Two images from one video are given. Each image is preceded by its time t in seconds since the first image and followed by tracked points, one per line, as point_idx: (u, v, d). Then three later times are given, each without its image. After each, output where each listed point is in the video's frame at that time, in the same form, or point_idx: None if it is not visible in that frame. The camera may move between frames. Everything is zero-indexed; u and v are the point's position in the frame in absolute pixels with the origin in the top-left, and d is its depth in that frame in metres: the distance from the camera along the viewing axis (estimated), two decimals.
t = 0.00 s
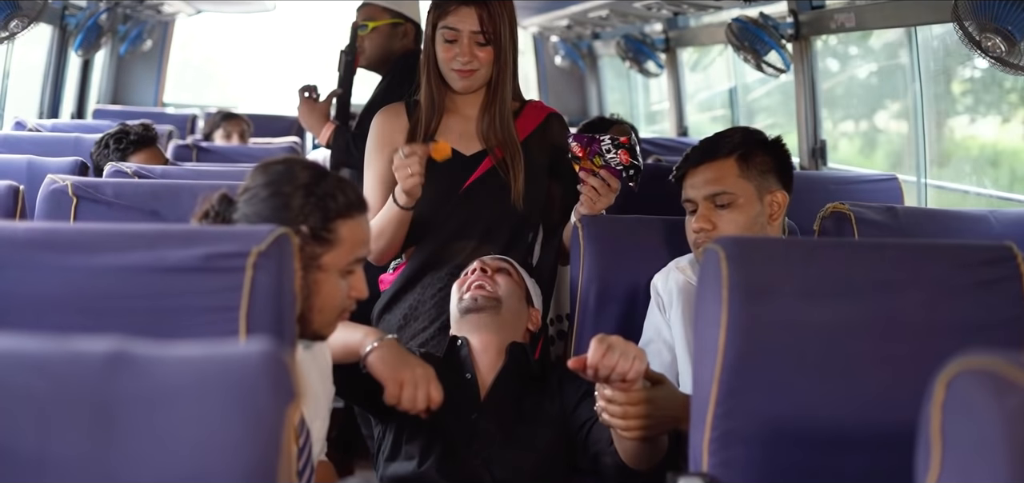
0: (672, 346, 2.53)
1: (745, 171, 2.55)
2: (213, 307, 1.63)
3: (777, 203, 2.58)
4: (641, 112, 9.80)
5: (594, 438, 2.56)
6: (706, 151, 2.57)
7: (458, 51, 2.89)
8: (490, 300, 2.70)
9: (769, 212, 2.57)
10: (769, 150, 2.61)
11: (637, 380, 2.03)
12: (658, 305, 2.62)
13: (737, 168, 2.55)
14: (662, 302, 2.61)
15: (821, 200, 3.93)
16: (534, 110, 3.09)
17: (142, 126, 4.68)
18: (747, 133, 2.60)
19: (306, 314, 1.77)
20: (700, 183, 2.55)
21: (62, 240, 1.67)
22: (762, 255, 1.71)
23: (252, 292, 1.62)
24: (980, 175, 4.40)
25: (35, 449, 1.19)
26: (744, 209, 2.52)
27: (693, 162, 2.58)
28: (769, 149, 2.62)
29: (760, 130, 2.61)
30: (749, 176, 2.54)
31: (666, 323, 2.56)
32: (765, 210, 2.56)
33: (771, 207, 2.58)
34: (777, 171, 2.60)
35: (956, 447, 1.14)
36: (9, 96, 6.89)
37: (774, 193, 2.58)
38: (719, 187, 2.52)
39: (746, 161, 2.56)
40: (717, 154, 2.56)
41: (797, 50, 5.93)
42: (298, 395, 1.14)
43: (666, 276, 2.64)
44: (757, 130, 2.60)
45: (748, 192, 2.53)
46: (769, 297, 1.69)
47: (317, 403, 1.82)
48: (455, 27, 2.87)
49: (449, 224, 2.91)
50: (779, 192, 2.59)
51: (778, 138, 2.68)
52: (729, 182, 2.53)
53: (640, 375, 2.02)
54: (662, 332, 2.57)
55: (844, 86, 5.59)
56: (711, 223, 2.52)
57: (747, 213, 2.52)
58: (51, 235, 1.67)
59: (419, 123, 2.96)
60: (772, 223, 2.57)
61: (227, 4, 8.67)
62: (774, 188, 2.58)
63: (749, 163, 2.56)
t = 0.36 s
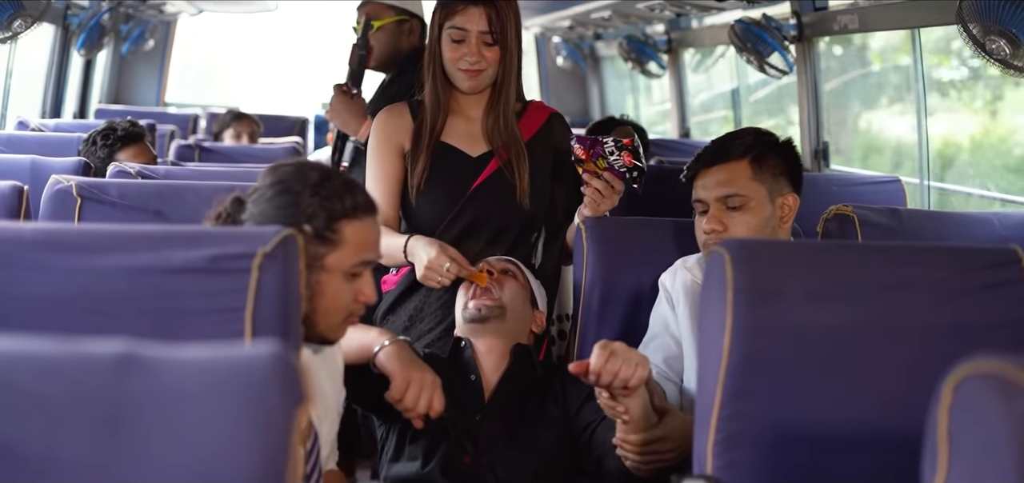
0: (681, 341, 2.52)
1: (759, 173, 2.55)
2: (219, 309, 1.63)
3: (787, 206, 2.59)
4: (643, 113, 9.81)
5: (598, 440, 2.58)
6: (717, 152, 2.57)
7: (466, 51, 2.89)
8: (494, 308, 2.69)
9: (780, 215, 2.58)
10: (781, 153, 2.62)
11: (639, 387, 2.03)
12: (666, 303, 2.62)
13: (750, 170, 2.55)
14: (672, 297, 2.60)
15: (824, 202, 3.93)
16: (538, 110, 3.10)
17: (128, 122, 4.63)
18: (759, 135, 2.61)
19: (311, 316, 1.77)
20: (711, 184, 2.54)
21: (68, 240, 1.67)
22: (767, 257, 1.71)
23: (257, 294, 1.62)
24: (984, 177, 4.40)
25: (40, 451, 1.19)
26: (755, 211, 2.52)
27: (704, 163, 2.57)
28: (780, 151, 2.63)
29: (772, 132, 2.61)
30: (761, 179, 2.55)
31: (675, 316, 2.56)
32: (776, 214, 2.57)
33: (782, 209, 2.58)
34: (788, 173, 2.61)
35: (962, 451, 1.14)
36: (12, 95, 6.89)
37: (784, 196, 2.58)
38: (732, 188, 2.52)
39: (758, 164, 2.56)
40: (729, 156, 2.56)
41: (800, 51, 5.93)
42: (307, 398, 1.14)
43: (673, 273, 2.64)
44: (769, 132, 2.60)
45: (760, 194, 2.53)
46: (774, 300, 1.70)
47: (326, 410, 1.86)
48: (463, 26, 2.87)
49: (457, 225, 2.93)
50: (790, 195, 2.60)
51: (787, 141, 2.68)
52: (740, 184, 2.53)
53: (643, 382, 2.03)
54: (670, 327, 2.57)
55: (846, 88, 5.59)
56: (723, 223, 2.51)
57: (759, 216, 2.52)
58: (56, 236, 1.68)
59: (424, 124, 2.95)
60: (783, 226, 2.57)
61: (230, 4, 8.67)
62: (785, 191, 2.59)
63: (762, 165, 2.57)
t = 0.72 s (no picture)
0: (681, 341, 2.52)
1: (757, 175, 2.54)
2: (216, 307, 1.64)
3: (787, 206, 2.58)
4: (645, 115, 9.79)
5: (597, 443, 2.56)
6: (717, 155, 2.56)
7: (471, 54, 2.87)
8: (494, 309, 2.69)
9: (780, 216, 2.57)
10: (781, 153, 2.60)
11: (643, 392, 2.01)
12: (668, 304, 2.62)
13: (748, 172, 2.54)
14: (673, 298, 2.60)
15: (825, 203, 3.91)
16: (544, 111, 3.10)
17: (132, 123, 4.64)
18: (757, 135, 2.59)
19: (313, 317, 1.75)
20: (711, 186, 2.53)
21: (63, 239, 1.67)
22: (765, 256, 1.71)
23: (253, 292, 1.62)
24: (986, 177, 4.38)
25: (31, 451, 1.18)
26: (754, 213, 2.51)
27: (703, 167, 2.56)
28: (780, 151, 2.61)
29: (770, 132, 2.60)
30: (761, 180, 2.54)
31: (676, 316, 2.57)
32: (776, 215, 2.56)
33: (782, 210, 2.57)
34: (788, 174, 2.60)
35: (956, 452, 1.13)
36: (13, 96, 6.89)
37: (785, 197, 2.57)
38: (731, 191, 2.51)
39: (757, 165, 2.55)
40: (728, 158, 2.54)
41: (802, 52, 5.91)
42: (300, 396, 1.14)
43: (673, 275, 2.65)
44: (769, 132, 2.59)
45: (759, 197, 2.52)
46: (772, 300, 1.69)
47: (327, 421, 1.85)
48: (468, 29, 2.84)
49: (462, 227, 2.94)
50: (789, 196, 2.58)
51: (789, 140, 2.66)
52: (738, 186, 2.52)
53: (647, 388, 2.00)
54: (671, 328, 2.57)
55: (848, 90, 5.58)
56: (722, 227, 2.49)
57: (758, 218, 2.51)
58: (53, 235, 1.67)
59: (430, 127, 2.94)
60: (783, 227, 2.56)
61: (231, 5, 8.67)
62: (785, 191, 2.57)
63: (761, 166, 2.55)
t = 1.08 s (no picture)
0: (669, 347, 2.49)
1: (736, 174, 2.53)
2: (208, 306, 1.62)
3: (768, 204, 2.57)
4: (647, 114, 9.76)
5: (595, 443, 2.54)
6: (694, 156, 2.55)
7: (473, 52, 2.89)
8: (494, 308, 2.70)
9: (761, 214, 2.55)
10: (759, 151, 2.59)
11: (630, 376, 2.08)
12: (655, 308, 2.59)
13: (727, 173, 2.52)
14: (659, 302, 2.59)
15: (825, 202, 3.90)
16: (546, 109, 3.10)
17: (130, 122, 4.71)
18: (734, 135, 2.59)
19: (314, 317, 1.71)
20: (690, 187, 2.52)
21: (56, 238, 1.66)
22: (761, 255, 1.69)
23: (246, 291, 1.61)
24: (987, 176, 4.36)
25: (17, 450, 1.17)
26: (736, 213, 2.49)
27: (681, 170, 2.56)
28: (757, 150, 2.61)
29: (747, 132, 2.60)
30: (739, 180, 2.52)
31: (664, 323, 2.54)
32: (757, 213, 2.54)
33: (763, 208, 2.56)
34: (767, 172, 2.59)
35: (951, 452, 1.11)
36: (13, 95, 6.89)
37: (765, 195, 2.56)
38: (710, 192, 2.49)
39: (735, 165, 2.54)
40: (706, 159, 2.53)
41: (803, 51, 5.89)
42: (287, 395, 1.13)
43: (661, 279, 2.62)
44: (746, 131, 2.59)
45: (738, 196, 2.50)
46: (768, 299, 1.67)
47: (325, 420, 1.92)
48: (470, 28, 2.88)
49: (460, 223, 2.92)
50: (770, 194, 2.57)
51: (766, 139, 2.65)
52: (717, 187, 2.50)
53: (633, 372, 2.08)
54: (659, 333, 2.55)
55: (849, 89, 5.56)
56: (705, 227, 2.47)
57: (739, 219, 2.48)
58: (47, 235, 1.67)
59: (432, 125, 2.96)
60: (765, 225, 2.55)
61: (232, 4, 8.67)
62: (765, 189, 2.56)
63: (740, 165, 2.54)
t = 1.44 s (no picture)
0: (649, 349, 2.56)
1: (711, 172, 2.57)
2: (187, 308, 1.63)
3: (745, 200, 2.63)
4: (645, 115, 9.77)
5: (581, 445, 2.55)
6: (672, 154, 2.59)
7: (462, 53, 2.98)
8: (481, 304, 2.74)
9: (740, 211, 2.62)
10: (734, 147, 2.63)
11: (607, 382, 2.13)
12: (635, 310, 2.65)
13: (702, 170, 2.56)
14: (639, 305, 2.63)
15: (816, 203, 3.90)
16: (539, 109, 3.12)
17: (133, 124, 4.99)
18: (709, 133, 2.62)
19: (305, 325, 1.70)
20: (667, 186, 2.56)
21: (33, 240, 1.67)
22: (739, 257, 1.70)
23: (224, 293, 1.62)
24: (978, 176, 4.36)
25: None
26: (712, 210, 2.54)
27: (657, 169, 2.60)
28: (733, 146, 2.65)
29: (722, 128, 2.63)
30: (715, 177, 2.57)
31: (644, 326, 2.59)
32: (734, 210, 2.60)
33: (739, 204, 2.62)
34: (744, 168, 2.64)
35: (920, 448, 1.12)
36: (9, 97, 6.90)
37: (741, 191, 2.62)
38: (685, 191, 2.54)
39: (711, 161, 2.57)
40: (683, 157, 2.57)
41: (796, 51, 5.87)
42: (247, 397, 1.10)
43: (639, 281, 2.67)
44: (721, 128, 2.63)
45: (715, 195, 2.56)
46: (744, 297, 1.69)
47: (315, 416, 1.98)
48: (460, 29, 2.96)
49: (441, 223, 2.98)
50: (745, 190, 2.63)
51: (739, 133, 2.70)
52: (693, 185, 2.55)
53: (611, 378, 2.12)
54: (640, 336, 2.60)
55: (842, 90, 5.56)
56: (682, 226, 2.53)
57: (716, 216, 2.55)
58: (23, 236, 1.67)
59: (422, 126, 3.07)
60: (742, 221, 2.61)
61: (228, 6, 8.66)
62: (740, 186, 2.62)
63: (716, 162, 2.58)
